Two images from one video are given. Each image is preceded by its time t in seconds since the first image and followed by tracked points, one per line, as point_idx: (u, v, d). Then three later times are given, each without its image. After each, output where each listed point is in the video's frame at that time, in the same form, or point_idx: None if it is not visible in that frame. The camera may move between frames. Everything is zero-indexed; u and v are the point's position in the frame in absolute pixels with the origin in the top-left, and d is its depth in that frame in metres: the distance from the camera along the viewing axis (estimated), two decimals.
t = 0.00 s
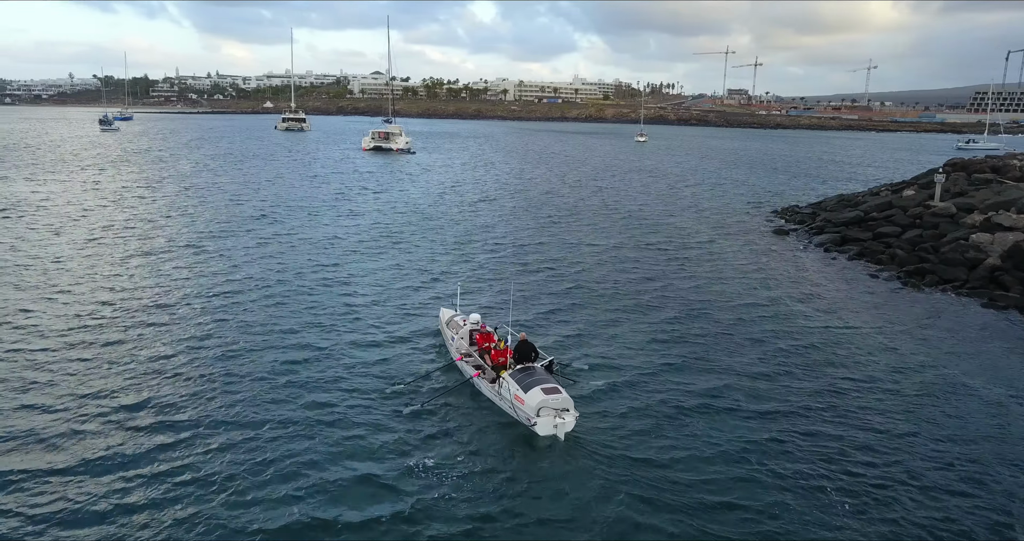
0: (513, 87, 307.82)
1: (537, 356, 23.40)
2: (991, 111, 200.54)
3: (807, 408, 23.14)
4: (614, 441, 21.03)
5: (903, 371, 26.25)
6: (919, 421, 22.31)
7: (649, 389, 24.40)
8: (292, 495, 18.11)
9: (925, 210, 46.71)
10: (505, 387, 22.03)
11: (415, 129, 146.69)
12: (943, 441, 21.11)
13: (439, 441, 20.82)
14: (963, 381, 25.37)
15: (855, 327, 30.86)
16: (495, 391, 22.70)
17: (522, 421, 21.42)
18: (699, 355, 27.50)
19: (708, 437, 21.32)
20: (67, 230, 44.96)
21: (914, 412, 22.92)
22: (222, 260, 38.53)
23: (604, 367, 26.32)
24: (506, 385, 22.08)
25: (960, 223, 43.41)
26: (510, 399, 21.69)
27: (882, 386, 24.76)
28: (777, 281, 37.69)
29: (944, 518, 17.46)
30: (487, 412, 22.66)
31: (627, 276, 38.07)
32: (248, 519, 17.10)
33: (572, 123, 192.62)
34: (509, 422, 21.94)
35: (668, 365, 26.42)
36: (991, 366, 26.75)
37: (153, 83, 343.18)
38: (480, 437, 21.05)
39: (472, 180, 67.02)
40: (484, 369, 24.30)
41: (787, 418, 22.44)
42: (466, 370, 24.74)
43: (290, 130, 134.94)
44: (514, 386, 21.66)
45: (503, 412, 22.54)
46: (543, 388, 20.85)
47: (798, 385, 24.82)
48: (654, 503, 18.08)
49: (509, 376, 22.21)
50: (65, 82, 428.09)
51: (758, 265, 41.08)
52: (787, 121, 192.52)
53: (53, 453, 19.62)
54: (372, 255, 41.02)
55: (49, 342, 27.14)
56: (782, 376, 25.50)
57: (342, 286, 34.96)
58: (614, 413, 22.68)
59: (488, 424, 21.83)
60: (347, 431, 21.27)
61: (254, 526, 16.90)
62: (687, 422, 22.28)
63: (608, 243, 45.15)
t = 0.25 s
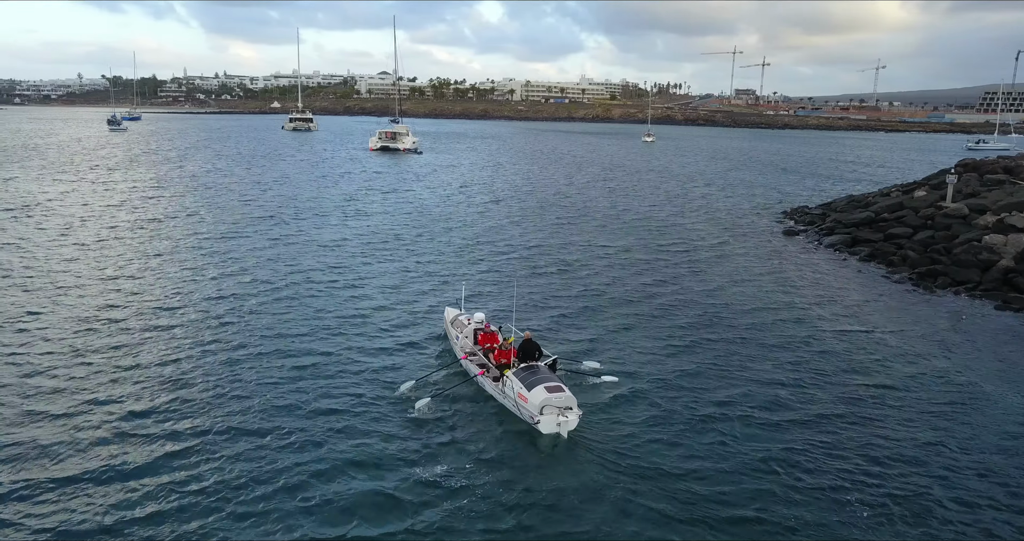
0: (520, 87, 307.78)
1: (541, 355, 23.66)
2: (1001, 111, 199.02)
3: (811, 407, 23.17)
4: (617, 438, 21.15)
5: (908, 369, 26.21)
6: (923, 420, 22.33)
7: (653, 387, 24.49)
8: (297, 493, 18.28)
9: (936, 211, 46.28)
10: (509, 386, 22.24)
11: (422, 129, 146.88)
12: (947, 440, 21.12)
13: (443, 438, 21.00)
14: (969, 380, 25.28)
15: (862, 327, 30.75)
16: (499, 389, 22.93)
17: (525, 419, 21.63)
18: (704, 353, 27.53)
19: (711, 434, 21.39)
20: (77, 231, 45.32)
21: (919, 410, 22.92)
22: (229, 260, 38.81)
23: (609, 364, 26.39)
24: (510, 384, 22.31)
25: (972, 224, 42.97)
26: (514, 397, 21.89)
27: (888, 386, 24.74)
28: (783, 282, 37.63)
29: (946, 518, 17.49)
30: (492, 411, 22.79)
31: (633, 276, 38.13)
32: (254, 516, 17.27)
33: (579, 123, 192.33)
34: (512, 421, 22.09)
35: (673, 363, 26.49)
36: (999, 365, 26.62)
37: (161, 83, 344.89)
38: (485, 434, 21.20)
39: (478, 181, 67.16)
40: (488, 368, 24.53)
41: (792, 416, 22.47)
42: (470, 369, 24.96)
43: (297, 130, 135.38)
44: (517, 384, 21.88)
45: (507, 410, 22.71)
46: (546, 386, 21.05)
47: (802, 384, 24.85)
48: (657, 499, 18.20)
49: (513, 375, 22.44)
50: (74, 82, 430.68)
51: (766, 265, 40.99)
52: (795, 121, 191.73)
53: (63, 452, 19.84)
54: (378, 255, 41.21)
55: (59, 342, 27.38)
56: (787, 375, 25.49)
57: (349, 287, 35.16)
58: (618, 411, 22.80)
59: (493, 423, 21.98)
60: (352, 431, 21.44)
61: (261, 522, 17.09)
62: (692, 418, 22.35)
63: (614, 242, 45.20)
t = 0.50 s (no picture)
0: (526, 87, 307.50)
1: (544, 353, 23.66)
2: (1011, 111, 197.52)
3: (816, 406, 23.10)
4: (621, 438, 21.08)
5: (916, 371, 26.00)
6: (930, 422, 22.15)
7: (657, 386, 24.48)
8: (300, 491, 18.27)
9: (948, 212, 45.82)
10: (512, 383, 22.28)
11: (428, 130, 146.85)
12: (954, 442, 20.92)
13: (446, 437, 20.99)
14: (977, 381, 25.13)
15: (869, 328, 30.56)
16: (503, 387, 22.98)
17: (529, 416, 21.68)
18: (709, 354, 27.40)
19: (715, 435, 21.30)
20: (84, 229, 45.50)
21: (925, 411, 22.84)
22: (235, 259, 38.92)
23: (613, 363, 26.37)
24: (513, 382, 22.36)
25: (984, 225, 42.50)
26: (517, 395, 21.94)
27: (893, 386, 24.66)
28: (790, 283, 37.40)
29: (954, 520, 17.33)
30: (495, 411, 22.77)
31: (639, 275, 38.04)
32: (257, 515, 17.24)
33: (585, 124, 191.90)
34: (516, 420, 22.07)
35: (677, 363, 26.46)
36: (1007, 366, 26.44)
37: (169, 83, 346.25)
38: (488, 434, 21.17)
39: (484, 181, 67.13)
40: (492, 366, 24.57)
41: (796, 415, 22.43)
42: (474, 367, 24.99)
43: (304, 130, 135.56)
44: (521, 382, 21.93)
45: (511, 409, 22.69)
46: (549, 384, 21.07)
47: (808, 385, 24.68)
48: (661, 500, 18.12)
49: (516, 372, 22.48)
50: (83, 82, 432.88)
51: (773, 265, 40.72)
52: (802, 121, 190.81)
53: (67, 449, 19.85)
54: (383, 254, 41.26)
55: (65, 339, 27.44)
56: (793, 376, 25.33)
57: (354, 286, 35.14)
58: (622, 411, 22.73)
59: (496, 422, 21.96)
60: (356, 429, 21.45)
61: (264, 520, 17.08)
62: (696, 417, 22.34)
63: (619, 242, 45.12)
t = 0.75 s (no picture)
0: (532, 87, 307.26)
1: (548, 351, 23.61)
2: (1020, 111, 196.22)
3: (819, 406, 23.16)
4: (625, 439, 21.02)
5: (923, 374, 25.83)
6: (937, 425, 22.02)
7: (660, 385, 24.55)
8: (304, 494, 18.29)
9: (958, 213, 45.42)
10: (515, 382, 22.26)
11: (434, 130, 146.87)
12: (958, 444, 20.93)
13: (450, 438, 20.97)
14: (982, 383, 25.08)
15: (876, 330, 30.35)
16: (507, 386, 22.99)
17: (532, 415, 21.71)
18: (714, 355, 27.28)
19: (720, 437, 21.21)
20: (92, 230, 45.84)
21: (929, 412, 22.84)
22: (241, 260, 39.15)
23: (616, 363, 26.44)
24: (517, 380, 22.34)
25: (996, 225, 42.10)
26: (521, 393, 21.93)
27: (897, 387, 24.67)
28: (796, 283, 37.21)
29: (960, 526, 17.21)
30: (500, 411, 22.74)
31: (643, 275, 38.05)
32: (261, 515, 17.38)
33: (591, 123, 191.58)
34: (520, 421, 22.04)
35: (680, 363, 26.52)
36: (1013, 368, 26.35)
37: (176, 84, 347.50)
38: (492, 434, 21.14)
39: (489, 181, 67.19)
40: (495, 364, 24.65)
41: (799, 416, 22.48)
42: (477, 365, 25.19)
43: (310, 130, 135.83)
44: (523, 380, 21.97)
45: (515, 410, 22.66)
46: (551, 382, 21.04)
47: (813, 388, 24.56)
48: (663, 499, 18.20)
49: (519, 371, 22.52)
50: (90, 82, 435.03)
51: (780, 266, 40.50)
52: (809, 121, 190.02)
53: (72, 452, 19.92)
54: (388, 255, 41.42)
55: (72, 340, 27.67)
56: (799, 378, 25.21)
57: (359, 288, 35.16)
58: (626, 412, 22.66)
59: (500, 423, 21.93)
60: (360, 430, 21.46)
61: (267, 524, 17.10)
62: (698, 417, 22.41)
63: (624, 242, 45.11)
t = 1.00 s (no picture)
0: (537, 87, 306.83)
1: (549, 350, 24.05)
2: None
3: (818, 406, 23.44)
4: (626, 437, 21.33)
5: (924, 374, 26.01)
6: (935, 426, 22.23)
7: (661, 384, 24.88)
8: (310, 491, 18.62)
9: (968, 213, 45.07)
10: (517, 380, 22.66)
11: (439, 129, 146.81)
12: (955, 443, 21.18)
13: (453, 436, 21.31)
14: (983, 383, 25.22)
15: (878, 331, 30.48)
16: (509, 384, 23.39)
17: (534, 412, 22.12)
18: (715, 355, 27.50)
19: (719, 436, 21.49)
20: (101, 230, 46.33)
21: (927, 412, 23.08)
22: (248, 259, 39.59)
23: (619, 362, 26.75)
24: (518, 378, 22.74)
25: (1006, 226, 41.74)
26: (523, 391, 22.34)
27: (897, 387, 24.89)
28: (798, 283, 37.30)
29: (957, 524, 17.43)
30: (502, 410, 23.09)
31: (647, 275, 38.23)
32: (268, 509, 17.82)
33: (597, 123, 191.12)
34: (522, 419, 22.39)
35: (682, 362, 26.82)
36: (1015, 369, 26.47)
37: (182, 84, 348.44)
38: (495, 433, 21.49)
39: (494, 181, 67.33)
40: (498, 363, 25.06)
41: (797, 415, 22.77)
42: (480, 363, 25.63)
43: (315, 130, 136.06)
44: (525, 379, 22.36)
45: (518, 408, 23.01)
46: (553, 380, 21.45)
47: (813, 388, 24.77)
48: (662, 495, 18.55)
49: (521, 369, 22.90)
50: (97, 82, 436.78)
51: (783, 267, 40.57)
52: (815, 121, 189.20)
53: (81, 451, 20.24)
54: (394, 255, 41.76)
55: (84, 339, 28.20)
56: (799, 379, 25.42)
57: (364, 288, 35.45)
58: (627, 411, 22.97)
59: (502, 422, 22.26)
60: (364, 429, 21.81)
61: (274, 521, 17.41)
62: (698, 415, 22.73)
63: (629, 242, 45.27)
